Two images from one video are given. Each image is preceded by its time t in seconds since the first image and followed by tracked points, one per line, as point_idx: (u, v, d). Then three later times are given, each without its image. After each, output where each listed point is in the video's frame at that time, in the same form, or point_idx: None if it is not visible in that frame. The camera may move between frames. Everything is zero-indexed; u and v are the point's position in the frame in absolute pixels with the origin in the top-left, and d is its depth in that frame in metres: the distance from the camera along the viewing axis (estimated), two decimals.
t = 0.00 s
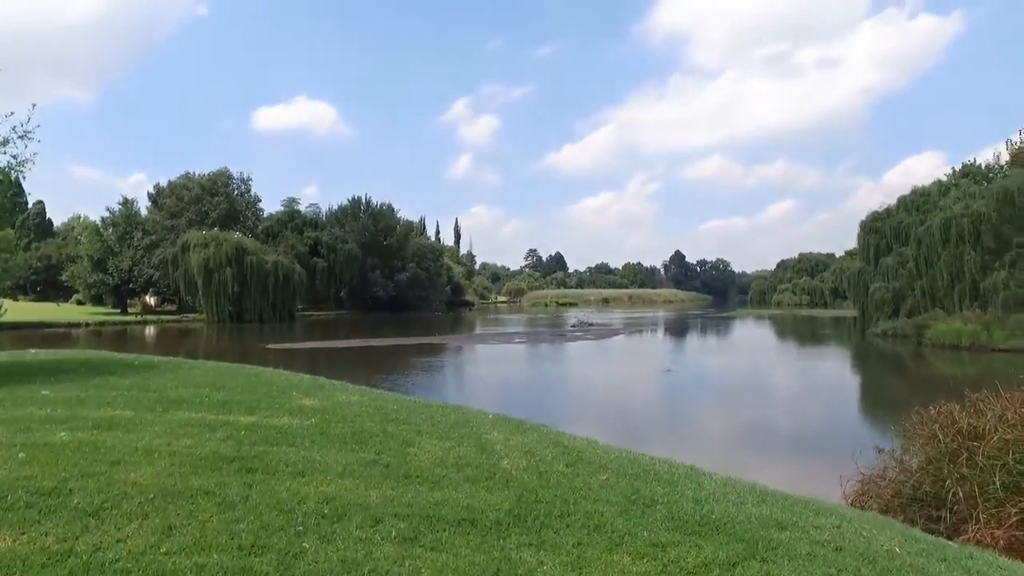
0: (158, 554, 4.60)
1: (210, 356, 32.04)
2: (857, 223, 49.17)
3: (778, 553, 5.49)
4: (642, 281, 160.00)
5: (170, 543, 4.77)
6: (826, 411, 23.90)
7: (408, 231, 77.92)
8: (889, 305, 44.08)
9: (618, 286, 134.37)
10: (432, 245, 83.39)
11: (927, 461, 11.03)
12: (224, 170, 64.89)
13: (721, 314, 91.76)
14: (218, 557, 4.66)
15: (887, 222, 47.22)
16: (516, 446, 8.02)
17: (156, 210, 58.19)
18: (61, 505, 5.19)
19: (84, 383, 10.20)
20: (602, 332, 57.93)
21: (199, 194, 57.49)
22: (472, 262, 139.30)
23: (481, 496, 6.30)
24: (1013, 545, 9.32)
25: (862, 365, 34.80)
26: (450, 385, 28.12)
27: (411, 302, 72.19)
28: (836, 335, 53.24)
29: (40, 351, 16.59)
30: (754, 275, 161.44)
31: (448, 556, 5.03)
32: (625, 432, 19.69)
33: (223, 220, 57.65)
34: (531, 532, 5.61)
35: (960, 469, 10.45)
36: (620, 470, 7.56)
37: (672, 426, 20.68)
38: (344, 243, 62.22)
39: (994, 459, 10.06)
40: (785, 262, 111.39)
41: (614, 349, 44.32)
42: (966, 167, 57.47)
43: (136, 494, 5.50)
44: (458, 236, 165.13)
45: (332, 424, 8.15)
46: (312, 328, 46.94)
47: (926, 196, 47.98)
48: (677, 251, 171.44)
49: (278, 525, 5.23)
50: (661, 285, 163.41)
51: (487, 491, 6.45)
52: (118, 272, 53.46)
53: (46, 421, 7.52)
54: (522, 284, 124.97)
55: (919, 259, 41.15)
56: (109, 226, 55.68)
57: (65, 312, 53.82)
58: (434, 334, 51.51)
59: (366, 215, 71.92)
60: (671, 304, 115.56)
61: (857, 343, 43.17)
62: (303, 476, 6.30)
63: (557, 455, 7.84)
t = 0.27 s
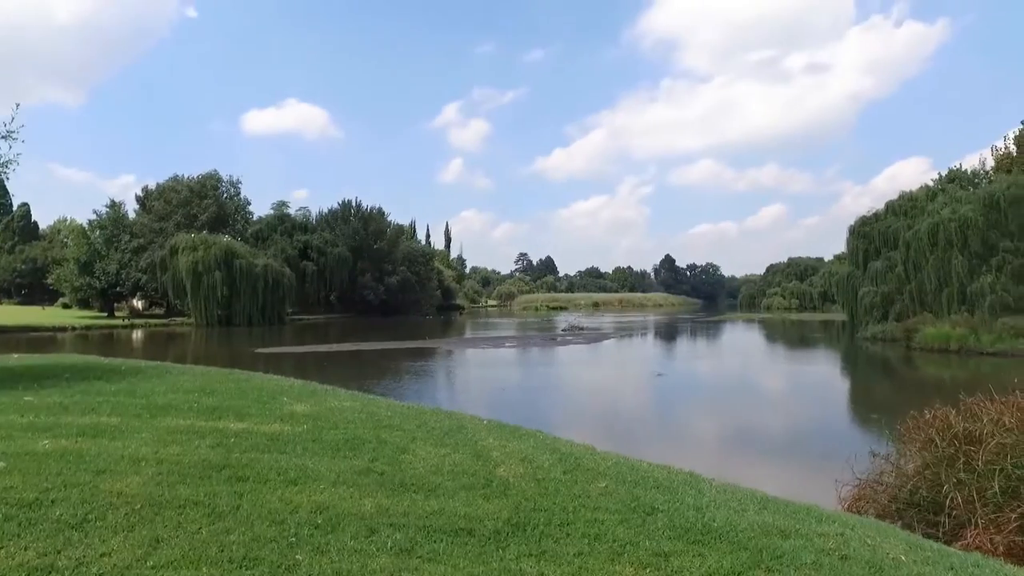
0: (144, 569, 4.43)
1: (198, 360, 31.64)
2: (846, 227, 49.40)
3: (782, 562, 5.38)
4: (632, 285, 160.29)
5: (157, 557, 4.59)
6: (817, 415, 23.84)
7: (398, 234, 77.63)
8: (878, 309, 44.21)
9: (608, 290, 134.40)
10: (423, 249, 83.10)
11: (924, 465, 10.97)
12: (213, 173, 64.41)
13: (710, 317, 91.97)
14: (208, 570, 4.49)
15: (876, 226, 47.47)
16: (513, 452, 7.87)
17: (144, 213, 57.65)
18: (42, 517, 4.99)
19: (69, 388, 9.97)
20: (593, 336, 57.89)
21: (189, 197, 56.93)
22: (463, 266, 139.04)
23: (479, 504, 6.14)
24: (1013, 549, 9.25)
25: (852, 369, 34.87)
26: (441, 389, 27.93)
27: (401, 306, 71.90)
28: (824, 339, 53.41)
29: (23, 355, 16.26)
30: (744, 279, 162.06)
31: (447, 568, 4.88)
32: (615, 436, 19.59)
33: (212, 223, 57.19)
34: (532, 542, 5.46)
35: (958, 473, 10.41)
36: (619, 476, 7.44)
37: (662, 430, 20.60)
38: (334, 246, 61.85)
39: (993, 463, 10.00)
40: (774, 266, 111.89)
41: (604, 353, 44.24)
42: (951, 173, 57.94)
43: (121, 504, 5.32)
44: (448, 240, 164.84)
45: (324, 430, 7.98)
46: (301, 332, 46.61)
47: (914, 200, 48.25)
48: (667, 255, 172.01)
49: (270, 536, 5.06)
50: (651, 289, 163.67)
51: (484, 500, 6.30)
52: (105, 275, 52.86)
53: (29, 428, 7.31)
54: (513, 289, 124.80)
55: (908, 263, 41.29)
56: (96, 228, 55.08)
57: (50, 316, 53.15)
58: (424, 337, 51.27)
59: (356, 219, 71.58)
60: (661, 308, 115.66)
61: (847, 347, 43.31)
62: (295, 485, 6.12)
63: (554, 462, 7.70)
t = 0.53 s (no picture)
0: None
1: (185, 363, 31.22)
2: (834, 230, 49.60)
3: (792, 571, 5.24)
4: (620, 287, 160.60)
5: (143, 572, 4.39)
6: (807, 417, 23.81)
7: (387, 236, 77.28)
8: (866, 311, 43.53)
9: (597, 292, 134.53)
10: (412, 250, 82.81)
11: (923, 469, 10.91)
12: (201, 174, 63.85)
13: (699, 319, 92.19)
14: None
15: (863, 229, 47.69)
16: (511, 458, 7.70)
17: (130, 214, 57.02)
18: (22, 530, 4.77)
19: (53, 392, 9.70)
20: (582, 338, 57.82)
21: (176, 198, 56.31)
22: (452, 268, 138.72)
23: (478, 512, 5.96)
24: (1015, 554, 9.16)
25: (839, 370, 34.96)
26: (430, 392, 27.72)
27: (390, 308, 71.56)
28: (812, 341, 53.59)
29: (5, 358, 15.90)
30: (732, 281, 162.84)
31: None
32: (604, 438, 19.50)
33: (199, 224, 56.66)
34: (535, 552, 5.29)
35: (957, 476, 10.36)
36: (620, 483, 7.28)
37: (650, 432, 20.54)
38: (323, 248, 61.42)
39: (993, 467, 9.94)
40: (763, 268, 112.38)
41: (594, 355, 44.16)
42: (937, 176, 58.41)
43: (106, 515, 5.10)
44: (437, 242, 164.52)
45: (318, 435, 7.78)
46: (290, 334, 46.22)
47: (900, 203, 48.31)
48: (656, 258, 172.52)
49: (262, 548, 4.86)
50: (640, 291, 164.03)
51: (484, 508, 6.12)
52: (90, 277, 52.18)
53: (11, 434, 7.06)
54: (502, 291, 124.62)
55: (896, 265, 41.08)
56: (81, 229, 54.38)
57: (34, 318, 52.40)
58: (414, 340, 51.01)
59: (345, 220, 71.18)
60: (650, 310, 115.88)
61: (835, 349, 43.48)
62: (288, 493, 5.92)
63: (553, 467, 7.53)
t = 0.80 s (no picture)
0: None
1: (172, 366, 30.79)
2: (823, 232, 49.77)
3: None
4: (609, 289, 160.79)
5: None
6: (797, 419, 23.79)
7: (376, 237, 76.85)
8: (854, 314, 43.77)
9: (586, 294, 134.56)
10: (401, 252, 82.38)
11: (920, 473, 10.86)
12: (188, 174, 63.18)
13: (687, 321, 92.48)
14: None
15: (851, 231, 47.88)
16: (510, 464, 7.52)
17: (115, 214, 56.34)
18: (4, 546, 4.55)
19: (36, 397, 9.41)
20: (572, 340, 57.71)
21: (162, 199, 55.64)
22: (440, 270, 138.26)
23: (479, 521, 5.79)
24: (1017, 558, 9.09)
25: (827, 372, 35.06)
26: (419, 394, 27.49)
27: (379, 309, 71.18)
28: (801, 343, 53.78)
29: None
30: (719, 285, 163.44)
31: None
32: (592, 440, 19.42)
33: (187, 225, 56.04)
34: (540, 562, 5.12)
35: (956, 480, 10.28)
36: (622, 489, 7.14)
37: (639, 434, 20.47)
38: (311, 249, 60.95)
39: (995, 470, 9.87)
40: (750, 271, 112.89)
41: (583, 358, 44.06)
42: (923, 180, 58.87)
43: (92, 527, 4.87)
44: (426, 244, 163.94)
45: (311, 441, 7.59)
46: (278, 336, 45.80)
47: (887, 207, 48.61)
48: (644, 260, 172.88)
49: (260, 561, 4.67)
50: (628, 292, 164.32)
51: (485, 516, 5.94)
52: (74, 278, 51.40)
53: None
54: (491, 293, 124.41)
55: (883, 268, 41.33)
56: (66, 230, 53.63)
57: (17, 319, 51.62)
58: (403, 342, 50.74)
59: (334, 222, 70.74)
60: (639, 312, 116.02)
61: (824, 351, 43.62)
62: (284, 502, 5.71)
63: (554, 473, 7.38)
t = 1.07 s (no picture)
0: None
1: (157, 369, 30.36)
2: (811, 235, 49.99)
3: None
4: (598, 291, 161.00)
5: None
6: (784, 421, 23.82)
7: (364, 240, 76.47)
8: (842, 316, 43.90)
9: (575, 296, 134.73)
10: (389, 254, 82.02)
11: (917, 476, 10.79)
12: (175, 175, 62.56)
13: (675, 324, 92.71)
14: None
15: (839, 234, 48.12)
16: (508, 470, 7.37)
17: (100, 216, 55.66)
18: None
19: (17, 403, 9.16)
20: (561, 343, 57.62)
21: (148, 200, 55.02)
22: (428, 272, 137.86)
23: (478, 530, 5.64)
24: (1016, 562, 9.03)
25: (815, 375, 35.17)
26: (408, 397, 27.25)
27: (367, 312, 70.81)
28: (789, 346, 53.94)
29: None
30: (707, 288, 164.08)
31: None
32: (580, 442, 19.31)
33: (173, 227, 55.46)
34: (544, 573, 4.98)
35: (953, 484, 10.23)
36: (621, 495, 7.01)
37: (627, 436, 20.38)
38: (300, 252, 60.52)
39: (992, 474, 9.82)
40: (738, 274, 113.37)
41: (572, 360, 43.96)
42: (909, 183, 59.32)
43: (75, 540, 4.67)
44: (414, 246, 163.45)
45: (303, 447, 7.40)
46: (265, 339, 45.37)
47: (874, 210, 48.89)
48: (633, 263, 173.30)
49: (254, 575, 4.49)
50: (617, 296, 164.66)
51: (484, 524, 5.80)
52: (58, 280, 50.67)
53: None
54: (480, 296, 124.26)
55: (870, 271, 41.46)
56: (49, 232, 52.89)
57: None
58: (391, 345, 50.46)
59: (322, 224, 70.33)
60: (628, 315, 116.23)
61: (812, 353, 43.79)
62: (277, 511, 5.53)
63: (552, 479, 7.25)
